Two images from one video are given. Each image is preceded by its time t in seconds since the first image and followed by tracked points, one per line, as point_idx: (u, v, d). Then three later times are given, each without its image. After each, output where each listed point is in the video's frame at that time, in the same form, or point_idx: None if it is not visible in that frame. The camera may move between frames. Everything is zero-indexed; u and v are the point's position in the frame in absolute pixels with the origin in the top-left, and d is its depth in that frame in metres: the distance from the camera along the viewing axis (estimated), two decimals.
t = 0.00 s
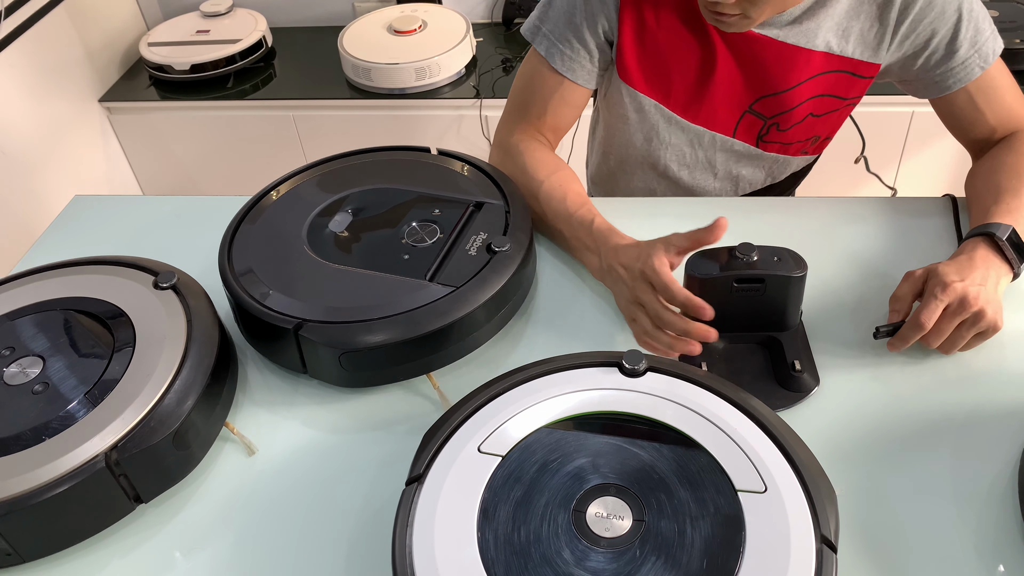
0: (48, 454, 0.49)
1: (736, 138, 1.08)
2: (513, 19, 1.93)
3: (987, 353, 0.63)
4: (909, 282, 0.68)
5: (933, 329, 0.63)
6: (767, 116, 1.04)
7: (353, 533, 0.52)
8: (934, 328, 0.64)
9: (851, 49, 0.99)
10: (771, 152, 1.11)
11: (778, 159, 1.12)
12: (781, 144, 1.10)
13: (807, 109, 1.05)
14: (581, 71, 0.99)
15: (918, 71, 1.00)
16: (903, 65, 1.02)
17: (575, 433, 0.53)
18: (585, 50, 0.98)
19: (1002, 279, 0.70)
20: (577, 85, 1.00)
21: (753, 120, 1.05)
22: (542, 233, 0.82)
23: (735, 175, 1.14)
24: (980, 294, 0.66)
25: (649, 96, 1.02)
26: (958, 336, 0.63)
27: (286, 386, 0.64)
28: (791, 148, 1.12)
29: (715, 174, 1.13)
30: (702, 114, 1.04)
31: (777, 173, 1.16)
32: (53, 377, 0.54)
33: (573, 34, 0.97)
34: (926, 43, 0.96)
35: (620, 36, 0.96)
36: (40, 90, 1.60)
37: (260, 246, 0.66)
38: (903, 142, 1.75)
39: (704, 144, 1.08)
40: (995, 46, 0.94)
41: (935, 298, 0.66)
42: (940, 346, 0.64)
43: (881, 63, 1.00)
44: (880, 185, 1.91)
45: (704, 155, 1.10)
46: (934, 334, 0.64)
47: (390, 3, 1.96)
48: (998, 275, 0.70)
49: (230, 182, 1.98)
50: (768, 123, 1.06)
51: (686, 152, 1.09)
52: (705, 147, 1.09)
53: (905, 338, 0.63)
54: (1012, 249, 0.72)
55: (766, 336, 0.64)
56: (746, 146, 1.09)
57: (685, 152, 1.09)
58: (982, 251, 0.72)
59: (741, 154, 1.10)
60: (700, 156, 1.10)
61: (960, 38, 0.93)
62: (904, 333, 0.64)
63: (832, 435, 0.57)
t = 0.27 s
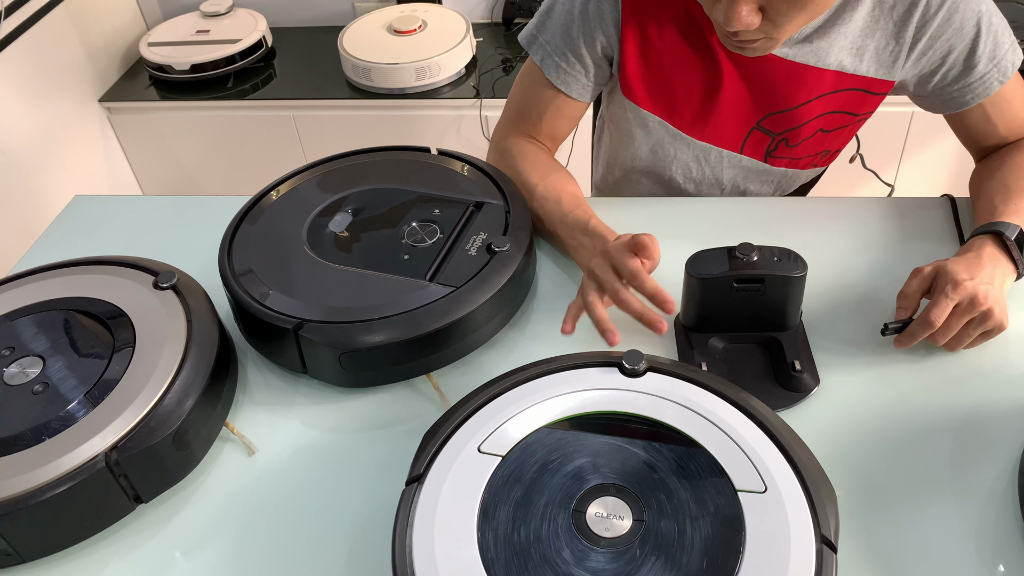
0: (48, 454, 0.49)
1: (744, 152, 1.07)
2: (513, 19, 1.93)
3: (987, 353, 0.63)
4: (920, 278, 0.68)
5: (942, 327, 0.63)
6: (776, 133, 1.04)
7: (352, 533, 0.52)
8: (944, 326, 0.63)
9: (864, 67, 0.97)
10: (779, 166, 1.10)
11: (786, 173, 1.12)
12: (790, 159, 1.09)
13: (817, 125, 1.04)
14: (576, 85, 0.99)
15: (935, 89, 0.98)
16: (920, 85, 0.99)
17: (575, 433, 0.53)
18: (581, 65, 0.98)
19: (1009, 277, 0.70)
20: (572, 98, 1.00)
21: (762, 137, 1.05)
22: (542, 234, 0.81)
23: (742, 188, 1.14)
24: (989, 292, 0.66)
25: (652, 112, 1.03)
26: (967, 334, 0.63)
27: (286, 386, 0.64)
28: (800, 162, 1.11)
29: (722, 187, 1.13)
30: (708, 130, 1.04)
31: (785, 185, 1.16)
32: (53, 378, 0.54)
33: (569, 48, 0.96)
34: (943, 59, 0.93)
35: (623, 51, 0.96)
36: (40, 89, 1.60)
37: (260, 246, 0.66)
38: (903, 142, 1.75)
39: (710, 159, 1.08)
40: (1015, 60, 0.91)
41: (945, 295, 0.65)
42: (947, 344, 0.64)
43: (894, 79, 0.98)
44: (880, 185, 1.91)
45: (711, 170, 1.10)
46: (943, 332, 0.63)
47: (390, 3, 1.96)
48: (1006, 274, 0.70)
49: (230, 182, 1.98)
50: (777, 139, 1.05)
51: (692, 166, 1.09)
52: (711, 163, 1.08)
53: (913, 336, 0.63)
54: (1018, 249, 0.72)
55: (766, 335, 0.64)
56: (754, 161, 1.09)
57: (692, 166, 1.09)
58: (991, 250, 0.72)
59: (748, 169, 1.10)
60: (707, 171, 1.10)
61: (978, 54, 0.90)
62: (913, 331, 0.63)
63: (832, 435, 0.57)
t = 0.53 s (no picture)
0: (48, 454, 0.49)
1: (749, 154, 1.08)
2: (513, 19, 1.93)
3: (988, 353, 0.63)
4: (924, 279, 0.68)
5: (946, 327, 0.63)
6: (782, 134, 1.04)
7: (352, 533, 0.52)
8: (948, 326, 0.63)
9: (873, 66, 0.96)
10: (786, 170, 1.12)
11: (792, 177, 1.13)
12: (795, 161, 1.10)
13: (823, 124, 1.04)
14: (578, 83, 0.99)
15: (944, 90, 0.97)
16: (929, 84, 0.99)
17: (575, 433, 0.53)
18: (582, 64, 0.97)
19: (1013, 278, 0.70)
20: (575, 97, 1.00)
21: (768, 138, 1.05)
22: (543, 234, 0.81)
23: (747, 194, 1.16)
24: (994, 292, 0.66)
25: (656, 111, 1.02)
26: (971, 334, 0.63)
27: (286, 386, 0.64)
28: (805, 165, 1.12)
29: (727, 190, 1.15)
30: (712, 128, 1.04)
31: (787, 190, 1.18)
32: (53, 377, 0.54)
33: (570, 47, 0.96)
34: (952, 59, 0.93)
35: (624, 53, 0.96)
36: (41, 89, 1.60)
37: (260, 246, 0.66)
38: (903, 142, 1.75)
39: (714, 161, 1.09)
40: None
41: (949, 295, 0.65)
42: (951, 344, 0.64)
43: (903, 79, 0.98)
44: (880, 186, 1.91)
45: (715, 173, 1.12)
46: (947, 332, 0.63)
47: (390, 3, 1.96)
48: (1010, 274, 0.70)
49: (230, 182, 1.98)
50: (783, 140, 1.05)
51: (697, 168, 1.11)
52: (716, 165, 1.10)
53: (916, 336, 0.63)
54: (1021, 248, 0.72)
55: (766, 336, 0.64)
56: (760, 164, 1.10)
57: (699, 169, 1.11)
58: (995, 250, 0.72)
59: (753, 173, 1.12)
60: (711, 173, 1.12)
61: (987, 54, 0.90)
62: (917, 330, 0.63)
63: (832, 435, 0.57)
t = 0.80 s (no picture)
0: (48, 454, 0.49)
1: (764, 152, 1.08)
2: (513, 19, 1.93)
3: (988, 353, 0.63)
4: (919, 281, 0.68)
5: (940, 329, 0.63)
6: (795, 132, 1.05)
7: (352, 533, 0.52)
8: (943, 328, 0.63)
9: (881, 55, 0.97)
10: (801, 168, 1.11)
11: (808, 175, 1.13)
12: (811, 158, 1.10)
13: (837, 120, 1.04)
14: (586, 85, 0.99)
15: (952, 80, 0.97)
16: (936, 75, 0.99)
17: (575, 433, 0.53)
18: (591, 64, 0.98)
19: (1009, 277, 0.70)
20: (582, 97, 1.00)
21: (782, 137, 1.06)
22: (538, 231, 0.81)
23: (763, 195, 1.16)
24: (988, 292, 0.66)
25: (670, 111, 1.03)
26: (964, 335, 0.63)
27: (286, 386, 0.64)
28: (820, 164, 1.11)
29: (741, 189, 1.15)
30: (725, 127, 1.04)
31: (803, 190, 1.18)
32: (53, 377, 0.54)
33: (579, 47, 0.96)
34: (960, 47, 0.93)
35: (637, 49, 0.96)
36: (41, 89, 1.61)
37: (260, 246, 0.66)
38: (903, 143, 1.75)
39: (730, 159, 1.09)
40: None
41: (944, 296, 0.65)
42: (945, 345, 0.64)
43: (912, 70, 0.98)
44: (880, 186, 1.91)
45: (731, 172, 1.11)
46: (942, 333, 0.63)
47: (390, 3, 1.96)
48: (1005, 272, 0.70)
49: (230, 182, 1.98)
50: (797, 138, 1.06)
51: (713, 167, 1.11)
52: (732, 163, 1.10)
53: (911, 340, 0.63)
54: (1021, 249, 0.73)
55: (766, 336, 0.64)
56: (774, 161, 1.09)
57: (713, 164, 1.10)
58: (990, 248, 0.72)
59: (768, 172, 1.11)
60: (727, 172, 1.12)
61: (993, 40, 0.90)
62: (912, 333, 0.63)
63: (832, 435, 0.57)
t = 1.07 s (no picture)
0: (48, 454, 0.49)
1: (767, 145, 1.08)
2: (513, 19, 1.93)
3: (987, 353, 0.63)
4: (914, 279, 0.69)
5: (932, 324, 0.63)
6: (799, 124, 1.05)
7: (352, 533, 0.52)
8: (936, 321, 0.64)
9: (879, 46, 0.97)
10: (803, 161, 1.11)
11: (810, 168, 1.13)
12: (813, 152, 1.10)
13: (838, 111, 1.04)
14: (592, 81, 0.99)
15: (947, 72, 0.98)
16: (931, 67, 1.00)
17: (576, 433, 0.53)
18: (597, 60, 0.98)
19: (1002, 273, 0.70)
20: (589, 94, 1.01)
21: (785, 129, 1.06)
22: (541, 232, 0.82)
23: (765, 190, 1.16)
24: (980, 287, 0.66)
25: (674, 104, 1.03)
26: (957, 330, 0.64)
27: (286, 386, 0.64)
28: (823, 157, 1.11)
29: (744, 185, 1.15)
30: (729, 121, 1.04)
31: (806, 184, 1.18)
32: (53, 378, 0.54)
33: (585, 44, 0.96)
34: (957, 38, 0.94)
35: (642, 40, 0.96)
36: (41, 89, 1.61)
37: (260, 246, 0.66)
38: (903, 142, 1.75)
39: (733, 153, 1.09)
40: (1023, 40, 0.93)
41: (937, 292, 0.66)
42: (937, 340, 0.64)
43: (910, 61, 0.99)
44: (880, 186, 1.91)
45: (734, 166, 1.12)
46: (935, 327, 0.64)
47: (390, 3, 1.96)
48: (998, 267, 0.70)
49: (230, 182, 1.99)
50: (800, 131, 1.06)
51: (716, 161, 1.11)
52: (735, 157, 1.10)
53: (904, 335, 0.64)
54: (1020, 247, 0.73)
55: (765, 336, 0.64)
56: (778, 155, 1.10)
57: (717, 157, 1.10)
58: (983, 242, 0.72)
59: (771, 166, 1.12)
60: (730, 166, 1.12)
61: (989, 32, 0.92)
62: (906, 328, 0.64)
63: (832, 435, 0.57)
